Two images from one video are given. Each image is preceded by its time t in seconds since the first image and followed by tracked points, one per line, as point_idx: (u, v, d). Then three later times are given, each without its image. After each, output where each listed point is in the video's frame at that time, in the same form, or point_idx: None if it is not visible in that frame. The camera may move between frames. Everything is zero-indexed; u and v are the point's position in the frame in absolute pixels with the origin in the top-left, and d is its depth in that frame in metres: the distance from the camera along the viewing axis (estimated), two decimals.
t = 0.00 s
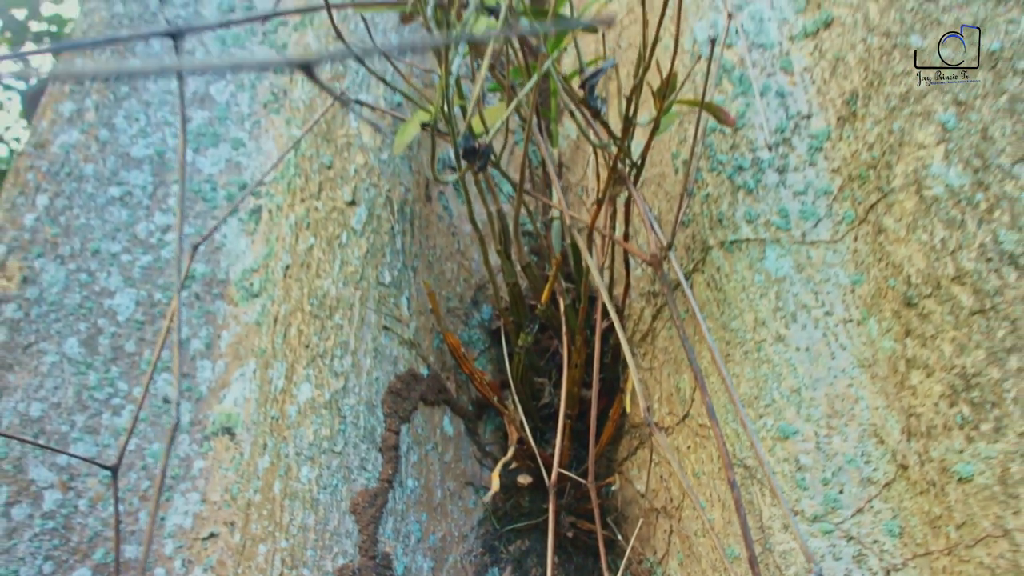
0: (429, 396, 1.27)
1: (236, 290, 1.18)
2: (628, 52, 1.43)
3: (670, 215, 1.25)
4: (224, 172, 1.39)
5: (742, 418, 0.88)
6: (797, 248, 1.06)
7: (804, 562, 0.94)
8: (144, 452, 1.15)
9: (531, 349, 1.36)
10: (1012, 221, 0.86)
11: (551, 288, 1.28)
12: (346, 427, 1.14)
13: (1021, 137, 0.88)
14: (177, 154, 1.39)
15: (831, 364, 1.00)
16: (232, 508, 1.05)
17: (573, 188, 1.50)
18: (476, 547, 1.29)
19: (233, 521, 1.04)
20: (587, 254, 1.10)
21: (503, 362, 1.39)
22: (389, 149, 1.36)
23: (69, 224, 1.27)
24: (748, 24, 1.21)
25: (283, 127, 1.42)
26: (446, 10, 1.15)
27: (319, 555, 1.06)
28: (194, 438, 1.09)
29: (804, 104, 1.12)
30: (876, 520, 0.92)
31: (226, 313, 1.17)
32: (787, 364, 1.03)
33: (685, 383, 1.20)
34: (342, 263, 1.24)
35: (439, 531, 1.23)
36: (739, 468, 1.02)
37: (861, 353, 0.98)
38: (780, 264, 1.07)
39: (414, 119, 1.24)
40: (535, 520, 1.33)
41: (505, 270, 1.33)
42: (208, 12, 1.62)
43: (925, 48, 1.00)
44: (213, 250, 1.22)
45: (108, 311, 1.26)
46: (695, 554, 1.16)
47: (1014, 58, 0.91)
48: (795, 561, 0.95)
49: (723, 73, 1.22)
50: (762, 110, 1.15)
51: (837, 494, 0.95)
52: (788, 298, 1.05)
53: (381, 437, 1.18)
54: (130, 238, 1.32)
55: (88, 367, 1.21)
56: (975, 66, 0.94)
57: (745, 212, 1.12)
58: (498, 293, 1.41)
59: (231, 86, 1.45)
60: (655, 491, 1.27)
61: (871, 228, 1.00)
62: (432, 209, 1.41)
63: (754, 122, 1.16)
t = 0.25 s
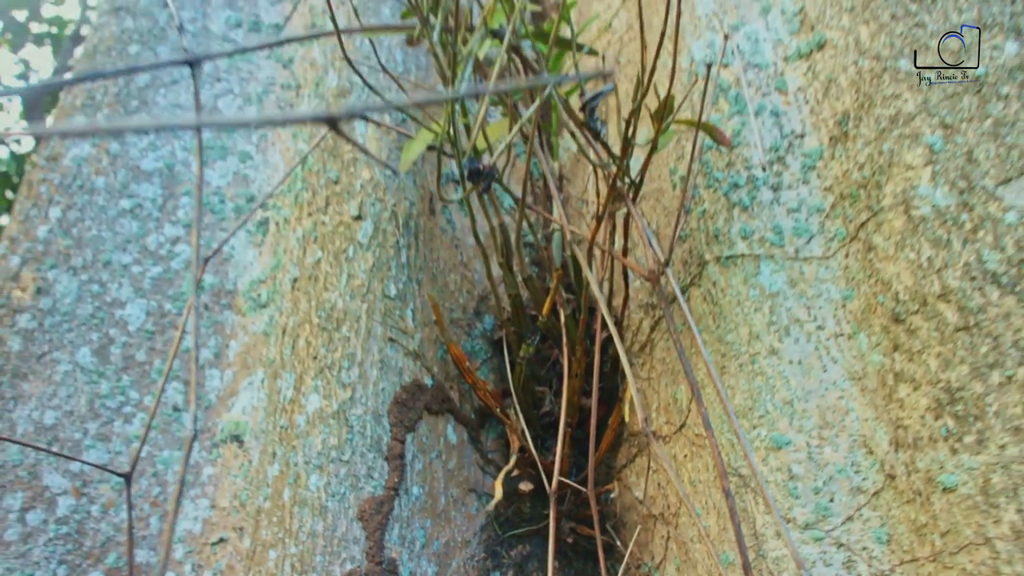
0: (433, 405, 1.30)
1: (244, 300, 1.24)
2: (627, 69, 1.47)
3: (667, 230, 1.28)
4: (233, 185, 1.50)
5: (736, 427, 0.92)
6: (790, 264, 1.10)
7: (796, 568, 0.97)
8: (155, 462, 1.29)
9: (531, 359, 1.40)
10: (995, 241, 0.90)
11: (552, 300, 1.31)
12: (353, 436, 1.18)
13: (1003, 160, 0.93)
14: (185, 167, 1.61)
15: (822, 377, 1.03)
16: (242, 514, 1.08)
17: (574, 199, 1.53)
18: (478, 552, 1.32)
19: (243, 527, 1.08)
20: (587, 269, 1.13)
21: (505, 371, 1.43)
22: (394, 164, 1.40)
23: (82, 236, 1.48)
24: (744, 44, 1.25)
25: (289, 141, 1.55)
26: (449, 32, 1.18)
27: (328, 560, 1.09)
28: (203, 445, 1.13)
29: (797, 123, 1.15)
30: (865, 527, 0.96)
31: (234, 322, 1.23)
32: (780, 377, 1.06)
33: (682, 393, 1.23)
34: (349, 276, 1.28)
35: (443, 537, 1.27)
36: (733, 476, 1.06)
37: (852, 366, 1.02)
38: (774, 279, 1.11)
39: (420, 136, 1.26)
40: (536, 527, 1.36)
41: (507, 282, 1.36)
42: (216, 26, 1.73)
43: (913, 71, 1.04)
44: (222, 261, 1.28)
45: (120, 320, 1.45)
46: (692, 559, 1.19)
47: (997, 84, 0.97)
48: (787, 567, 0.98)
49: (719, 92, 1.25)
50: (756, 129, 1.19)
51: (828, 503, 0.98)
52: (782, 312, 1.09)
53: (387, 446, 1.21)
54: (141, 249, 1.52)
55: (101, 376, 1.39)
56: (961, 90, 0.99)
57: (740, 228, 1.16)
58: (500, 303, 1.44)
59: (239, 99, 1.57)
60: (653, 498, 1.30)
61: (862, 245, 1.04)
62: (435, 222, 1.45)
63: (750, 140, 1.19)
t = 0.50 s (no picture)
0: (438, 410, 1.34)
1: (252, 307, 1.32)
2: (624, 80, 1.51)
3: (665, 239, 1.32)
4: (240, 196, 1.55)
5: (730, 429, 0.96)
6: (783, 273, 1.14)
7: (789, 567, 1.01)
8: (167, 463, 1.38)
9: (533, 364, 1.43)
10: (979, 252, 0.94)
11: (553, 308, 1.35)
12: (360, 440, 1.22)
13: (988, 174, 0.97)
14: (195, 178, 1.64)
15: (814, 382, 1.07)
16: (250, 517, 1.15)
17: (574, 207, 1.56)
18: (481, 553, 1.35)
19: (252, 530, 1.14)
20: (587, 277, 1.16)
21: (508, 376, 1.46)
22: (398, 174, 1.43)
23: (93, 245, 1.52)
24: (739, 59, 1.30)
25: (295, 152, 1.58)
26: (453, 49, 1.21)
27: (336, 561, 1.13)
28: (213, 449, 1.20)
29: (790, 136, 1.19)
30: (855, 528, 0.99)
31: (242, 328, 1.30)
32: (773, 382, 1.10)
33: (679, 398, 1.27)
34: (356, 284, 1.32)
35: (447, 538, 1.30)
36: (729, 479, 1.10)
37: (843, 372, 1.05)
38: (768, 287, 1.14)
39: (424, 148, 1.29)
40: (538, 528, 1.39)
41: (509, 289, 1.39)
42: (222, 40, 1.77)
43: (902, 88, 1.08)
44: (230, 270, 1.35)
45: (131, 328, 1.49)
46: (689, 559, 1.23)
47: (982, 100, 1.02)
48: (780, 566, 1.02)
49: (715, 105, 1.30)
50: (751, 141, 1.23)
51: (820, 504, 1.02)
52: (776, 319, 1.12)
53: (393, 450, 1.24)
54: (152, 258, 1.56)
55: (113, 382, 1.44)
56: (948, 105, 1.04)
57: (735, 238, 1.19)
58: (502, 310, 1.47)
59: (246, 110, 1.59)
60: (651, 499, 1.34)
61: (853, 255, 1.07)
62: (439, 231, 1.48)
63: (745, 152, 1.23)
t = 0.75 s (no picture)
0: (441, 414, 1.37)
1: (260, 313, 1.40)
2: (623, 91, 1.55)
3: (663, 247, 1.34)
4: (247, 203, 1.59)
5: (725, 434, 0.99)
6: (777, 281, 1.17)
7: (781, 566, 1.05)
8: (176, 465, 1.43)
9: (533, 369, 1.46)
10: (965, 264, 0.98)
11: (554, 314, 1.37)
12: (366, 443, 1.25)
13: (973, 189, 1.01)
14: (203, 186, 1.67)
15: (806, 388, 1.10)
16: (258, 517, 1.22)
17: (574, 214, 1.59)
18: (483, 553, 1.38)
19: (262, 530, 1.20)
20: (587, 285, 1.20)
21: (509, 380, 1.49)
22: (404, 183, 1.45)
23: (104, 252, 1.55)
24: (736, 72, 1.33)
25: (301, 159, 1.60)
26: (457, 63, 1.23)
27: (344, 561, 1.17)
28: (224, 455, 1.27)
29: (785, 148, 1.22)
30: (845, 529, 1.03)
31: (251, 333, 1.39)
32: (767, 388, 1.13)
33: (676, 402, 1.31)
34: (361, 291, 1.36)
35: (450, 538, 1.33)
36: (724, 482, 1.13)
37: (834, 379, 1.09)
38: (762, 296, 1.17)
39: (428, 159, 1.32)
40: (538, 529, 1.42)
41: (511, 295, 1.43)
42: (230, 49, 1.81)
43: (892, 104, 1.12)
44: (239, 276, 1.43)
45: (141, 332, 1.53)
46: (686, 559, 1.27)
47: (969, 117, 1.06)
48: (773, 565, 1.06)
49: (712, 117, 1.33)
50: (746, 153, 1.26)
51: (811, 506, 1.06)
52: (769, 327, 1.16)
53: (398, 453, 1.28)
54: (161, 264, 1.60)
55: (124, 386, 1.48)
56: (936, 121, 1.08)
57: (731, 248, 1.22)
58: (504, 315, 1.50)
59: (252, 120, 1.65)
60: (649, 501, 1.37)
61: (844, 265, 1.11)
62: (442, 238, 1.52)
63: (741, 164, 1.26)
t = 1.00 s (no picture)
0: (444, 420, 1.41)
1: (266, 321, 1.39)
2: (623, 104, 1.59)
3: (660, 258, 1.37)
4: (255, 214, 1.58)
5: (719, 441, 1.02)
6: (770, 294, 1.21)
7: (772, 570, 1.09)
8: (185, 469, 1.46)
9: (533, 376, 1.50)
10: (949, 280, 1.02)
11: (553, 323, 1.41)
12: (372, 449, 1.30)
13: (958, 209, 1.05)
14: (212, 196, 1.71)
15: (798, 399, 1.14)
16: (266, 520, 1.22)
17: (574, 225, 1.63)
18: (484, 556, 1.42)
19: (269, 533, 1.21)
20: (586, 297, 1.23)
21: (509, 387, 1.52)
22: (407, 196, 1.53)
23: (116, 260, 1.60)
24: (731, 89, 1.36)
25: (307, 169, 1.63)
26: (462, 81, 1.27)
27: (350, 563, 1.21)
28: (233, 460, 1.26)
29: (779, 165, 1.26)
30: (834, 535, 1.07)
31: (257, 340, 1.37)
32: (760, 398, 1.17)
33: (673, 410, 1.35)
34: (367, 301, 1.41)
35: (452, 541, 1.37)
36: (718, 488, 1.17)
37: (824, 389, 1.13)
38: (755, 308, 1.21)
39: (432, 173, 1.36)
40: (538, 532, 1.46)
41: (513, 305, 1.46)
42: (237, 60, 1.84)
43: (881, 124, 1.16)
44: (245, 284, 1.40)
45: (151, 339, 1.56)
46: (682, 562, 1.31)
47: (954, 137, 1.10)
48: (765, 569, 1.09)
49: (708, 133, 1.35)
50: (741, 169, 1.30)
51: (801, 512, 1.09)
52: (762, 338, 1.20)
53: (403, 458, 1.33)
54: (170, 271, 1.63)
55: (134, 392, 1.51)
56: (923, 141, 1.12)
57: (726, 261, 1.26)
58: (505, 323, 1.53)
59: (259, 130, 1.66)
60: (646, 506, 1.41)
61: (834, 280, 1.15)
62: (445, 249, 1.56)
63: (736, 179, 1.30)
